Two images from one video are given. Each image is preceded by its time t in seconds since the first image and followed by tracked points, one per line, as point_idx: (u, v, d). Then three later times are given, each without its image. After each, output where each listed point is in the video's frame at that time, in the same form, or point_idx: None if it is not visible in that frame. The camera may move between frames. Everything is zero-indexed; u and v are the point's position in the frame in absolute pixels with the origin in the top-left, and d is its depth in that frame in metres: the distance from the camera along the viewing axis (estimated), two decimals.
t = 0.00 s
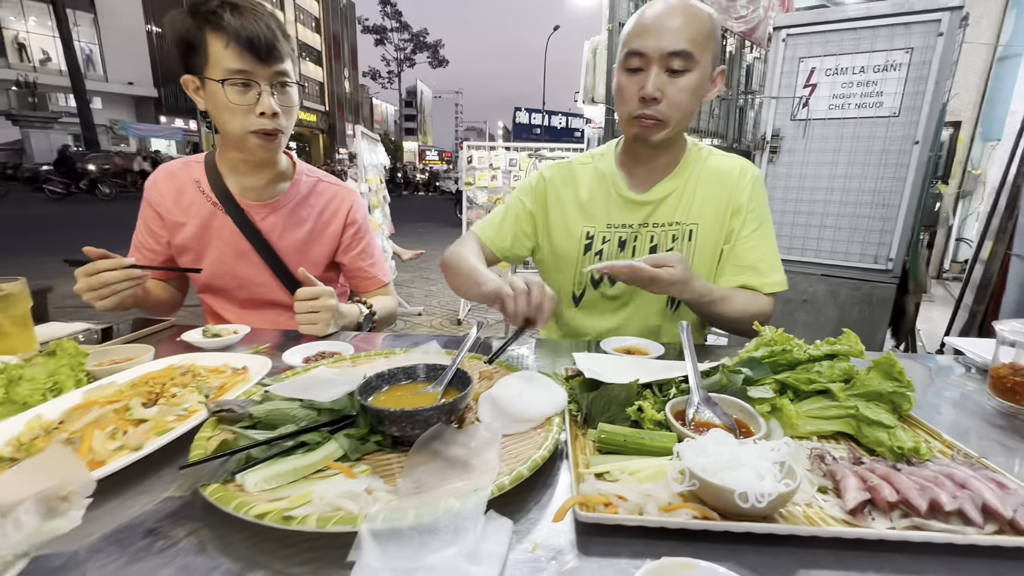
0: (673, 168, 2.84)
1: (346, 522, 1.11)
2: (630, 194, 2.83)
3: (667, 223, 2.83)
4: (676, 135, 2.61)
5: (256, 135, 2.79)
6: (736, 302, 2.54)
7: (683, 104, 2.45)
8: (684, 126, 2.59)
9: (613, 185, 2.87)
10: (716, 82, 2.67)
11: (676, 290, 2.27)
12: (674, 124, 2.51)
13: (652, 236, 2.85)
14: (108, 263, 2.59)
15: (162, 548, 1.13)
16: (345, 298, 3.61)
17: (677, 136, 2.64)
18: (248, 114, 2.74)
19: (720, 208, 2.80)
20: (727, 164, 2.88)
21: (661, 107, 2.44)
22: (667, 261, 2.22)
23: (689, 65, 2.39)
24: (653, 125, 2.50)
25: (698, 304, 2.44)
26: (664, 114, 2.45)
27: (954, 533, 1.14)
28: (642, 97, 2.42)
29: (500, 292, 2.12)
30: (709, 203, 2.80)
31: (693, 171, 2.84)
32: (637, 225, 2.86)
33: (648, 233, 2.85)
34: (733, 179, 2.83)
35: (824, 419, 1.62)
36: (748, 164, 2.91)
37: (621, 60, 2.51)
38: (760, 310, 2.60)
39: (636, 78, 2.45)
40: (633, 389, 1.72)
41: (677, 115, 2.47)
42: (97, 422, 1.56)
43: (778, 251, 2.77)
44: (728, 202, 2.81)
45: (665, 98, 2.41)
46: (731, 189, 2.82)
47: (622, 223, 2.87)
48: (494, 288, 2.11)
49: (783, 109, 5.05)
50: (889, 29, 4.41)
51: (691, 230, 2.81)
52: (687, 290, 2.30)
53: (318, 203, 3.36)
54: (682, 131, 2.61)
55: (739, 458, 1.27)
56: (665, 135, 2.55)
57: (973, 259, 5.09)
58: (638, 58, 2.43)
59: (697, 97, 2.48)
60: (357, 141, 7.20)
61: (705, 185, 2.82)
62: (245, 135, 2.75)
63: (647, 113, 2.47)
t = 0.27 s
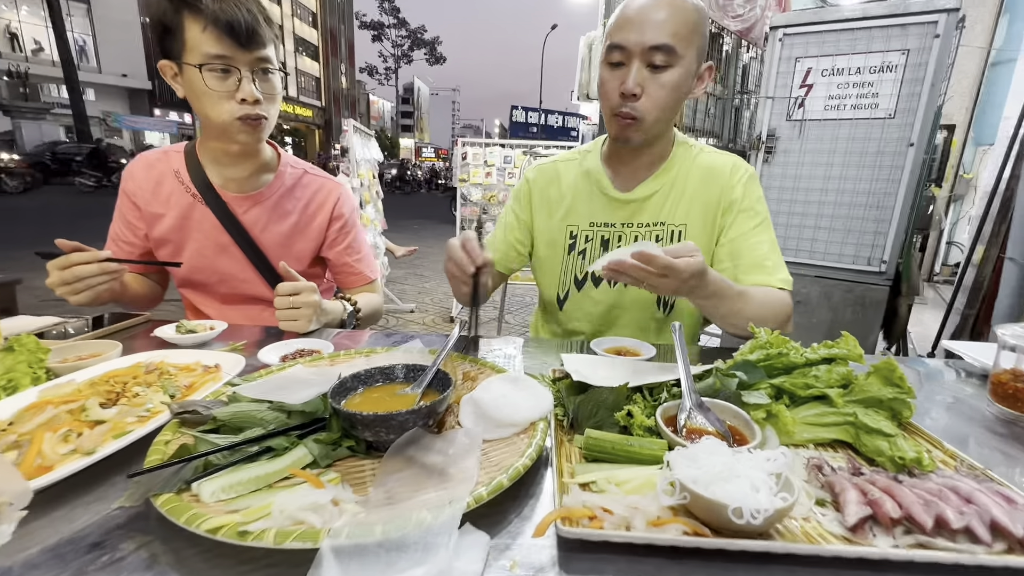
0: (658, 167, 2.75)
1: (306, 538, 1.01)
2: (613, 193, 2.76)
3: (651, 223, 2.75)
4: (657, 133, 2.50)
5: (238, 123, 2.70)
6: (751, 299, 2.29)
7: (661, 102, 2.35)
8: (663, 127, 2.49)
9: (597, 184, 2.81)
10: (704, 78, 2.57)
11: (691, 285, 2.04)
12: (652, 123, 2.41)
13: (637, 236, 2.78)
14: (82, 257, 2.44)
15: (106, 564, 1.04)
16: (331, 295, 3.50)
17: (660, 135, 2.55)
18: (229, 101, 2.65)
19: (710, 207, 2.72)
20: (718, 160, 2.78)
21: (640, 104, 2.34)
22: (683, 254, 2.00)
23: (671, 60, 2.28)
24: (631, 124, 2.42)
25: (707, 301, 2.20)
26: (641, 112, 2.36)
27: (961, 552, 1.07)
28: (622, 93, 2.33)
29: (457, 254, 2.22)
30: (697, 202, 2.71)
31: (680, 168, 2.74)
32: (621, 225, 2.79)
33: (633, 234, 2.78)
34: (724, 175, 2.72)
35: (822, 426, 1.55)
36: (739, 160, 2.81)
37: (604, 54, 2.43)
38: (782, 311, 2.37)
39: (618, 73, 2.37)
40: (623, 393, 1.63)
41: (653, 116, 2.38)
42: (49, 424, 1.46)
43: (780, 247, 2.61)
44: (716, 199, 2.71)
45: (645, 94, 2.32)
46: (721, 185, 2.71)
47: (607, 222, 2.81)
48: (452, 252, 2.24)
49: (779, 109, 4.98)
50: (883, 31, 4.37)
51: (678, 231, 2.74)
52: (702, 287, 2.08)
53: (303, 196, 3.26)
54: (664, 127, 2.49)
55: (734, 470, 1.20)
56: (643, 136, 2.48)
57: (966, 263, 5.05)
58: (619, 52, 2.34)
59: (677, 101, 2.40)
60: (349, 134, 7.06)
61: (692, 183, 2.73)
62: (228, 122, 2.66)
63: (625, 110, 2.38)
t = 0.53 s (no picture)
0: (687, 156, 2.64)
1: (316, 557, 0.91)
2: (638, 186, 2.63)
3: (677, 220, 2.63)
4: (687, 118, 2.39)
5: (238, 106, 2.58)
6: (784, 304, 2.19)
7: (694, 82, 2.22)
8: (696, 109, 2.37)
9: (621, 176, 2.68)
10: (738, 59, 2.45)
11: (724, 288, 1.91)
12: (682, 105, 2.29)
13: (660, 233, 2.65)
14: (79, 245, 2.35)
15: None
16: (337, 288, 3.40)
17: (689, 121, 2.43)
18: (229, 84, 2.54)
19: (741, 204, 2.60)
20: (751, 155, 2.64)
21: (671, 84, 2.22)
22: (714, 255, 1.87)
23: (707, 36, 2.16)
24: (660, 105, 2.31)
25: (741, 305, 2.09)
26: (673, 91, 2.24)
27: None
28: (652, 72, 2.21)
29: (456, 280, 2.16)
30: (727, 198, 2.59)
31: (712, 162, 2.61)
32: (644, 220, 2.66)
33: (657, 230, 2.65)
34: (759, 171, 2.59)
35: (870, 432, 1.43)
36: (774, 155, 2.67)
37: (632, 32, 2.30)
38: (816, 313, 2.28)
39: (647, 52, 2.25)
40: (655, 395, 1.51)
41: (687, 95, 2.25)
42: (40, 423, 1.36)
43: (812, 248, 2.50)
44: (748, 196, 2.59)
45: (676, 74, 2.19)
46: (754, 181, 2.58)
47: (630, 217, 2.68)
48: (451, 275, 2.18)
49: (795, 102, 4.77)
50: (907, 21, 4.16)
51: (705, 229, 2.61)
52: (735, 290, 1.96)
53: (309, 185, 3.16)
54: (695, 113, 2.38)
55: (788, 484, 1.09)
56: (674, 119, 2.36)
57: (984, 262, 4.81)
58: (649, 29, 2.21)
59: (713, 75, 2.25)
60: (354, 126, 6.93)
61: (725, 178, 2.59)
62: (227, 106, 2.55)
63: (654, 91, 2.26)
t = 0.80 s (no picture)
0: (706, 151, 2.56)
1: (317, 563, 0.84)
2: (654, 180, 2.57)
3: (693, 216, 2.57)
4: (714, 111, 2.32)
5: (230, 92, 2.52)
6: (803, 306, 2.14)
7: (724, 74, 2.14)
8: (724, 101, 2.29)
9: (636, 169, 2.61)
10: (765, 50, 2.36)
11: (747, 288, 1.84)
12: (712, 98, 2.22)
13: (676, 229, 2.59)
14: (72, 234, 2.30)
15: None
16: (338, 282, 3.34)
17: (714, 114, 2.35)
18: (219, 69, 2.47)
19: (760, 201, 2.54)
20: (771, 150, 2.59)
21: (700, 77, 2.14)
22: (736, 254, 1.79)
23: (736, 28, 2.07)
24: (690, 98, 2.22)
25: (759, 306, 2.04)
26: (702, 85, 2.16)
27: None
28: (678, 65, 2.12)
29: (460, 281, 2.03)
30: (746, 195, 2.54)
31: (731, 158, 2.56)
32: (660, 216, 2.60)
33: (672, 227, 2.59)
34: (779, 167, 2.54)
35: (897, 432, 1.37)
36: (794, 150, 2.62)
37: (655, 20, 2.19)
38: (832, 315, 2.24)
39: (672, 43, 2.15)
40: (672, 392, 1.44)
41: (717, 86, 2.17)
42: (27, 418, 1.30)
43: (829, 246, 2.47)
44: (767, 194, 2.54)
45: (705, 66, 2.10)
46: (774, 177, 2.53)
47: (645, 212, 2.62)
48: (455, 277, 2.04)
49: (801, 98, 4.66)
50: (915, 17, 4.05)
51: (723, 226, 2.56)
52: (757, 291, 1.90)
53: (309, 176, 3.08)
54: (721, 107, 2.31)
55: (820, 487, 1.03)
56: (701, 112, 2.28)
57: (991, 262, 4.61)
58: (675, 18, 2.11)
59: (743, 65, 2.16)
60: (355, 120, 6.86)
61: (744, 175, 2.54)
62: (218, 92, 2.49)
63: (682, 84, 2.18)
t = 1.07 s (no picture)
0: (697, 143, 2.53)
1: (279, 563, 0.80)
2: (645, 172, 2.53)
3: (684, 208, 2.54)
4: (705, 103, 2.28)
5: (203, 81, 2.46)
6: (791, 303, 2.12)
7: (716, 65, 2.10)
8: (715, 93, 2.26)
9: (627, 161, 2.58)
10: (759, 41, 2.33)
11: (729, 290, 1.82)
12: (703, 89, 2.18)
13: (667, 222, 2.56)
14: (45, 225, 2.23)
15: None
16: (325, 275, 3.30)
17: (706, 106, 2.31)
18: (189, 57, 2.41)
19: (751, 193, 2.52)
20: (762, 142, 2.57)
21: (692, 67, 2.09)
22: (716, 257, 1.78)
23: (732, 17, 2.03)
24: (680, 92, 2.19)
25: (747, 303, 2.02)
26: (693, 76, 2.12)
27: None
28: (672, 54, 2.08)
29: (441, 269, 1.97)
30: (737, 186, 2.51)
31: (723, 150, 2.53)
32: (650, 208, 2.57)
33: (663, 219, 2.56)
34: (771, 160, 2.52)
35: (883, 426, 1.35)
36: (786, 142, 2.60)
37: (650, 9, 2.16)
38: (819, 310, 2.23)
39: (666, 32, 2.11)
40: (656, 386, 1.42)
41: (708, 77, 2.13)
42: None
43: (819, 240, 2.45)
44: (759, 186, 2.51)
45: (698, 56, 2.06)
46: (766, 169, 2.51)
47: (635, 204, 2.58)
48: (436, 267, 1.99)
49: (793, 93, 4.64)
50: (907, 11, 4.02)
51: (714, 219, 2.53)
52: (742, 290, 1.88)
53: (293, 167, 3.03)
54: (712, 99, 2.28)
55: (803, 482, 1.00)
56: (692, 104, 2.24)
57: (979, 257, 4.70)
58: (670, 6, 2.07)
59: (736, 56, 2.12)
60: (346, 112, 6.77)
61: (736, 167, 2.51)
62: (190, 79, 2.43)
63: (673, 75, 2.15)
